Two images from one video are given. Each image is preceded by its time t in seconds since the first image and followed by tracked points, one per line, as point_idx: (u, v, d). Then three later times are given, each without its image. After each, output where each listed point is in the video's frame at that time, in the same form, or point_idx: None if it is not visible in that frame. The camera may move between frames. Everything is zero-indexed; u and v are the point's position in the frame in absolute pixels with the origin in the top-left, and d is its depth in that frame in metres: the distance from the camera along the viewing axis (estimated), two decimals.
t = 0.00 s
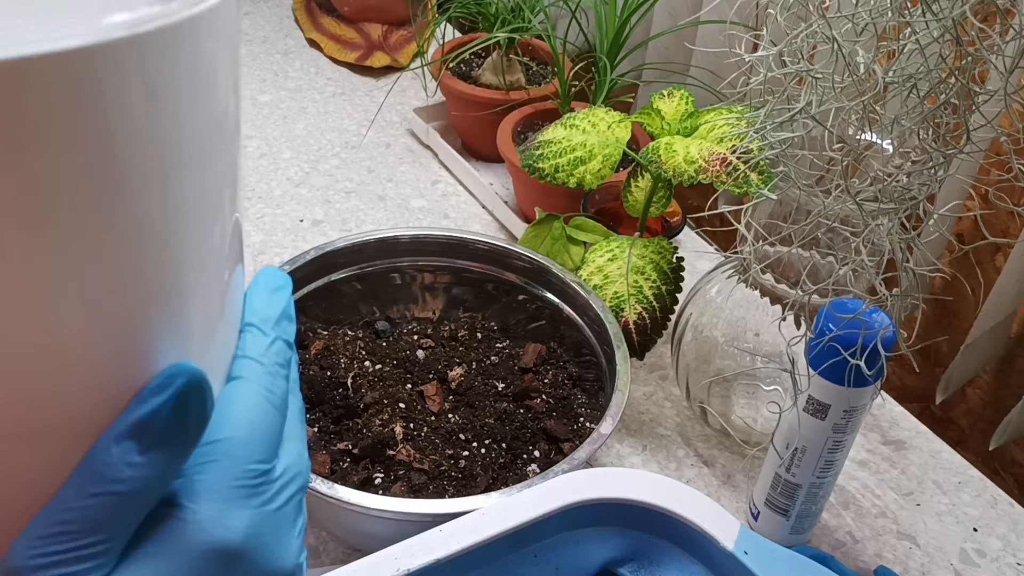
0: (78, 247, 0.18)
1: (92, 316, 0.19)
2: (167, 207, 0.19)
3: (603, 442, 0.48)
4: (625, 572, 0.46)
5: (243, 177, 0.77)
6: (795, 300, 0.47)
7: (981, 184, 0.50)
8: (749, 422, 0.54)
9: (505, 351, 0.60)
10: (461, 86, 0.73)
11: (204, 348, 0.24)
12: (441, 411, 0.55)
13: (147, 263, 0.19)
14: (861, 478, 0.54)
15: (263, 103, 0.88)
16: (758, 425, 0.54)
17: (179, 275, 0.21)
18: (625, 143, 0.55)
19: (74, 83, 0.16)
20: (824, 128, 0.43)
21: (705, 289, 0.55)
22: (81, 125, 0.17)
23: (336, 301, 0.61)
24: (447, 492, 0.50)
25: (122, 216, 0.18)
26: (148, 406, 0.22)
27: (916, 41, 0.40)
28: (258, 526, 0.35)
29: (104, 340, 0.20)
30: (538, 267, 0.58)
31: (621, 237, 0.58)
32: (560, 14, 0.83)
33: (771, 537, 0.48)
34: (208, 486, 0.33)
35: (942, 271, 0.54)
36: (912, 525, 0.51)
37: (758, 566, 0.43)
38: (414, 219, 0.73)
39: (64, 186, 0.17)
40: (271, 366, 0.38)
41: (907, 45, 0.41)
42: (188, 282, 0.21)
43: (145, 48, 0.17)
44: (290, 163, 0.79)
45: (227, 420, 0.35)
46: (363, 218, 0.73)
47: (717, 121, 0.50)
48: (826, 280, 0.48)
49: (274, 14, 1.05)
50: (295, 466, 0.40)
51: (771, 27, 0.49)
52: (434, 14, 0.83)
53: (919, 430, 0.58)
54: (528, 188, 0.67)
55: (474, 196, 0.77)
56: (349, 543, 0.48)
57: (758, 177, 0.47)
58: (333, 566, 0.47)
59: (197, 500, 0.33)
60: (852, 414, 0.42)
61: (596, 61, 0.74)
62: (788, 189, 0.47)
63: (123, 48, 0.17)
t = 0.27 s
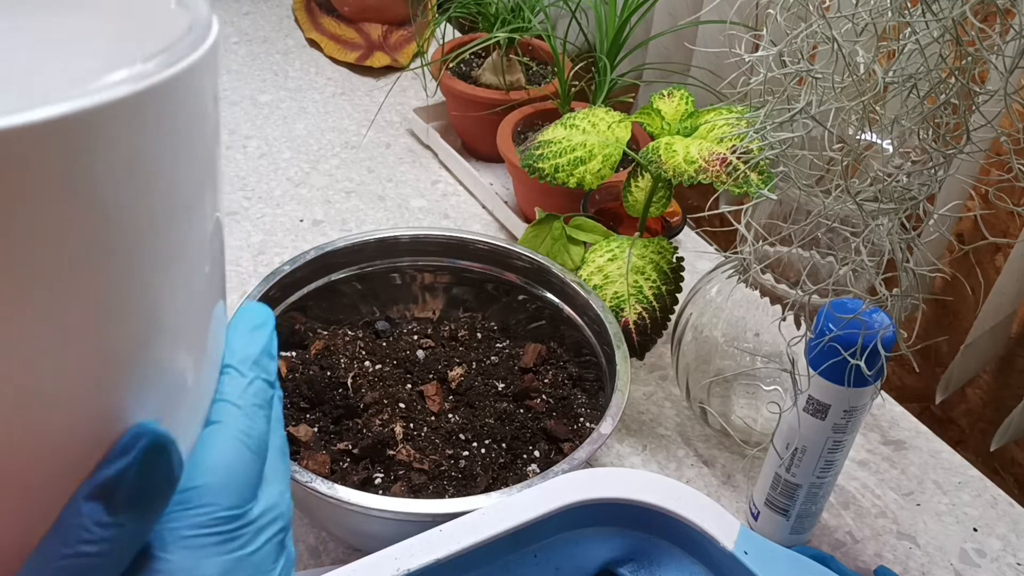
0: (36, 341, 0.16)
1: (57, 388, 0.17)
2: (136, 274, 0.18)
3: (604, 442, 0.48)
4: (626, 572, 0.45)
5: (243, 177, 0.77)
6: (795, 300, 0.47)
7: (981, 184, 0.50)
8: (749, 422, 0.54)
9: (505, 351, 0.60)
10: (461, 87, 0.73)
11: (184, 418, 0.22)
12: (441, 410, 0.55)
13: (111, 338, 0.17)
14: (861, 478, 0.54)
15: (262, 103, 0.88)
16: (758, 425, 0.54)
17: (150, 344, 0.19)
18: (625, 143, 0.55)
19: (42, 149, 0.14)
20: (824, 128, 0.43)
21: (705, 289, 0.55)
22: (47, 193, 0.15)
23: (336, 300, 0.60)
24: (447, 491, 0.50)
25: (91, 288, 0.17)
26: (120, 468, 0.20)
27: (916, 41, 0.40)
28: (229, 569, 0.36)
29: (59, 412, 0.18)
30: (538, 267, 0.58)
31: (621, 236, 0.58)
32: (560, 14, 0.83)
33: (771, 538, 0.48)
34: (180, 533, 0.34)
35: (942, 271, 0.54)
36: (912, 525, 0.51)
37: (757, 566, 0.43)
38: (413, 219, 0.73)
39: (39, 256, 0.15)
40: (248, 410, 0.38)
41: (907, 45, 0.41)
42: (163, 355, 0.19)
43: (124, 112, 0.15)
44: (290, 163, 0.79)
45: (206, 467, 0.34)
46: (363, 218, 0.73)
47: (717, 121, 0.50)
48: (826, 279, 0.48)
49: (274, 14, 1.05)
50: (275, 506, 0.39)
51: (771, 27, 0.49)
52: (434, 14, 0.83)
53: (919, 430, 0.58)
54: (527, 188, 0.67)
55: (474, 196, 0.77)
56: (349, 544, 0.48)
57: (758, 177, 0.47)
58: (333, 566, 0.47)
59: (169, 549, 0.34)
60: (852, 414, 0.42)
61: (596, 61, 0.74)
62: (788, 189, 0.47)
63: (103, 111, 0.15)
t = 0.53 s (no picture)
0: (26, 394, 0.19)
1: (41, 431, 0.20)
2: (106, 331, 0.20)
3: (604, 442, 0.48)
4: (626, 573, 0.46)
5: (243, 177, 0.77)
6: (795, 300, 0.47)
7: (981, 185, 0.50)
8: (749, 422, 0.54)
9: (505, 351, 0.60)
10: (460, 87, 0.73)
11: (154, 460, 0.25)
12: (441, 411, 0.55)
13: (88, 390, 0.21)
14: (861, 478, 0.54)
15: (262, 103, 0.88)
16: (758, 425, 0.54)
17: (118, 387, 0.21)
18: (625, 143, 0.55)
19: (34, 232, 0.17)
20: (824, 128, 0.43)
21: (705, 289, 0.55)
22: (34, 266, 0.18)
23: (336, 300, 0.60)
24: (447, 491, 0.50)
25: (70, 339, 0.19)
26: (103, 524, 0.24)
27: (916, 41, 0.40)
28: None
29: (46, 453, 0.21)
30: (538, 267, 0.58)
31: (621, 236, 0.58)
32: (560, 14, 0.83)
33: (771, 538, 0.48)
34: None
35: (941, 271, 0.54)
36: (912, 525, 0.51)
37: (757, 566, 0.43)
38: (414, 219, 0.73)
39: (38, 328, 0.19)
40: (219, 505, 0.37)
41: (907, 45, 0.41)
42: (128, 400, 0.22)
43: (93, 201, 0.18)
44: (290, 163, 0.79)
45: None
46: (363, 218, 0.73)
47: (717, 120, 0.50)
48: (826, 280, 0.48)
49: (274, 14, 1.05)
50: None
51: (772, 27, 0.49)
52: (434, 14, 0.83)
53: (918, 430, 0.58)
54: (528, 188, 0.67)
55: (474, 196, 0.77)
56: (349, 544, 0.48)
57: (758, 177, 0.47)
58: (333, 566, 0.47)
59: None
60: (852, 414, 0.42)
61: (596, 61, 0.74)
62: (788, 189, 0.47)
63: (77, 201, 0.18)
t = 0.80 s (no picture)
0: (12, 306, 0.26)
1: (39, 379, 0.29)
2: (91, 314, 0.30)
3: (604, 442, 0.48)
4: (626, 572, 0.45)
5: (242, 178, 0.77)
6: (795, 300, 0.47)
7: (981, 185, 0.50)
8: (749, 422, 0.54)
9: (505, 351, 0.60)
10: (460, 86, 0.73)
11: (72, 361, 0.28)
12: (441, 410, 0.55)
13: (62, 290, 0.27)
14: (861, 478, 0.54)
15: (262, 103, 0.88)
16: (758, 425, 0.54)
17: (103, 343, 0.31)
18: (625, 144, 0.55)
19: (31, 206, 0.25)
20: (824, 128, 0.43)
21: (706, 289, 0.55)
22: (21, 257, 0.26)
23: (335, 300, 0.60)
24: (447, 491, 0.50)
25: (72, 318, 0.29)
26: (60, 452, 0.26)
27: (916, 41, 0.40)
28: None
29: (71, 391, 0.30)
30: (539, 267, 0.58)
31: (622, 236, 0.58)
32: (560, 14, 0.83)
33: (771, 538, 0.48)
34: None
35: (942, 271, 0.54)
36: (912, 525, 0.51)
37: (757, 566, 0.43)
38: (414, 219, 0.73)
39: None
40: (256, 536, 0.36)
41: (907, 45, 0.41)
42: (115, 344, 0.32)
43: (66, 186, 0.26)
44: (290, 163, 0.79)
45: None
46: (363, 218, 0.73)
47: (717, 120, 0.50)
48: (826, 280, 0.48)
49: (274, 14, 1.05)
50: None
51: (772, 27, 0.49)
52: (434, 14, 0.83)
53: (918, 430, 0.58)
54: (528, 188, 0.67)
55: (474, 196, 0.77)
56: (349, 543, 0.48)
57: (758, 177, 0.47)
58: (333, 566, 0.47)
59: None
60: (852, 414, 0.42)
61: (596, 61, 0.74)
62: (788, 189, 0.47)
63: None
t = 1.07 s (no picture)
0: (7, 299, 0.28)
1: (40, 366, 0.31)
2: (84, 307, 0.32)
3: (604, 442, 0.48)
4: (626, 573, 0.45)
5: (242, 178, 0.77)
6: (795, 300, 0.47)
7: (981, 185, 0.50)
8: (749, 422, 0.54)
9: (505, 351, 0.60)
10: (460, 86, 0.73)
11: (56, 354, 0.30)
12: (441, 410, 0.55)
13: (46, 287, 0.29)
14: (861, 478, 0.54)
15: (262, 103, 0.88)
16: (758, 425, 0.54)
17: (92, 332, 0.33)
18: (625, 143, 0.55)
19: (31, 195, 0.27)
20: (824, 128, 0.43)
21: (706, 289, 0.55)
22: (13, 256, 0.28)
23: (335, 300, 0.60)
24: (448, 491, 0.50)
25: (64, 312, 0.31)
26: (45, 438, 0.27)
27: (916, 41, 0.40)
28: None
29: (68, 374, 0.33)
30: (539, 267, 0.58)
31: (622, 236, 0.58)
32: (560, 14, 0.83)
33: (771, 537, 0.48)
34: None
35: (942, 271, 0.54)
36: (912, 525, 0.51)
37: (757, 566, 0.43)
38: (414, 219, 0.73)
39: None
40: None
41: (907, 45, 0.41)
42: (105, 330, 0.33)
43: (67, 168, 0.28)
44: (290, 163, 0.79)
45: None
46: (363, 218, 0.73)
47: (717, 120, 0.50)
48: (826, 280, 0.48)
49: (274, 13, 1.05)
50: None
51: (772, 27, 0.49)
52: (434, 14, 0.83)
53: (918, 430, 0.58)
54: (528, 188, 0.67)
55: (474, 196, 0.77)
56: (349, 544, 0.48)
57: (758, 177, 0.47)
58: (332, 566, 0.47)
59: None
60: (852, 414, 0.42)
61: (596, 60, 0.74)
62: (788, 189, 0.47)
63: None
